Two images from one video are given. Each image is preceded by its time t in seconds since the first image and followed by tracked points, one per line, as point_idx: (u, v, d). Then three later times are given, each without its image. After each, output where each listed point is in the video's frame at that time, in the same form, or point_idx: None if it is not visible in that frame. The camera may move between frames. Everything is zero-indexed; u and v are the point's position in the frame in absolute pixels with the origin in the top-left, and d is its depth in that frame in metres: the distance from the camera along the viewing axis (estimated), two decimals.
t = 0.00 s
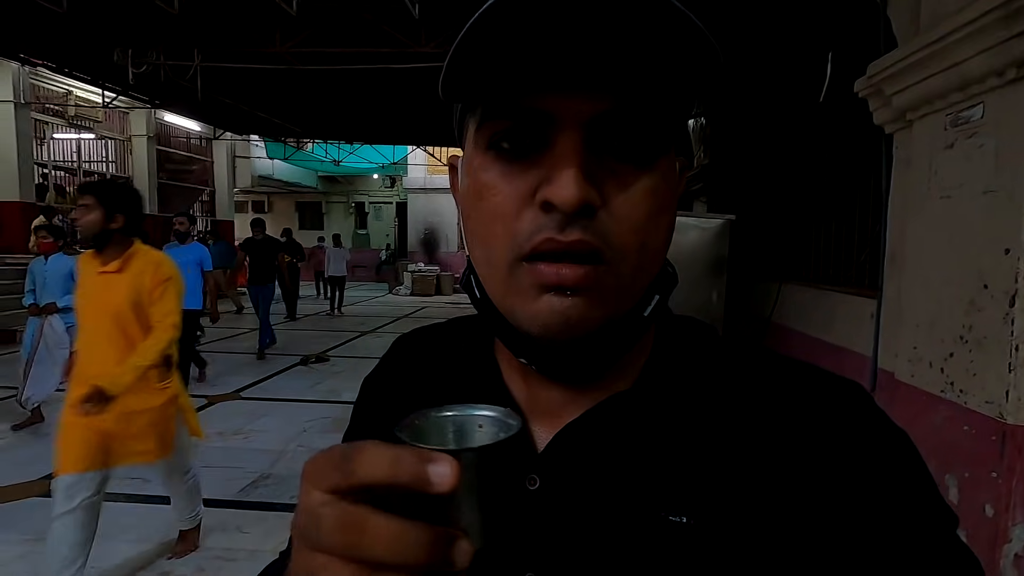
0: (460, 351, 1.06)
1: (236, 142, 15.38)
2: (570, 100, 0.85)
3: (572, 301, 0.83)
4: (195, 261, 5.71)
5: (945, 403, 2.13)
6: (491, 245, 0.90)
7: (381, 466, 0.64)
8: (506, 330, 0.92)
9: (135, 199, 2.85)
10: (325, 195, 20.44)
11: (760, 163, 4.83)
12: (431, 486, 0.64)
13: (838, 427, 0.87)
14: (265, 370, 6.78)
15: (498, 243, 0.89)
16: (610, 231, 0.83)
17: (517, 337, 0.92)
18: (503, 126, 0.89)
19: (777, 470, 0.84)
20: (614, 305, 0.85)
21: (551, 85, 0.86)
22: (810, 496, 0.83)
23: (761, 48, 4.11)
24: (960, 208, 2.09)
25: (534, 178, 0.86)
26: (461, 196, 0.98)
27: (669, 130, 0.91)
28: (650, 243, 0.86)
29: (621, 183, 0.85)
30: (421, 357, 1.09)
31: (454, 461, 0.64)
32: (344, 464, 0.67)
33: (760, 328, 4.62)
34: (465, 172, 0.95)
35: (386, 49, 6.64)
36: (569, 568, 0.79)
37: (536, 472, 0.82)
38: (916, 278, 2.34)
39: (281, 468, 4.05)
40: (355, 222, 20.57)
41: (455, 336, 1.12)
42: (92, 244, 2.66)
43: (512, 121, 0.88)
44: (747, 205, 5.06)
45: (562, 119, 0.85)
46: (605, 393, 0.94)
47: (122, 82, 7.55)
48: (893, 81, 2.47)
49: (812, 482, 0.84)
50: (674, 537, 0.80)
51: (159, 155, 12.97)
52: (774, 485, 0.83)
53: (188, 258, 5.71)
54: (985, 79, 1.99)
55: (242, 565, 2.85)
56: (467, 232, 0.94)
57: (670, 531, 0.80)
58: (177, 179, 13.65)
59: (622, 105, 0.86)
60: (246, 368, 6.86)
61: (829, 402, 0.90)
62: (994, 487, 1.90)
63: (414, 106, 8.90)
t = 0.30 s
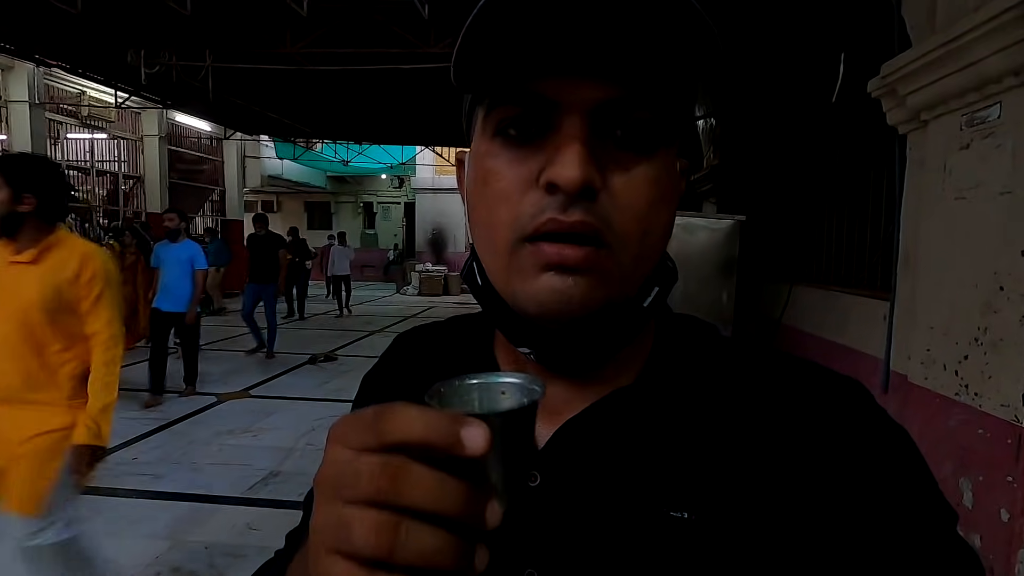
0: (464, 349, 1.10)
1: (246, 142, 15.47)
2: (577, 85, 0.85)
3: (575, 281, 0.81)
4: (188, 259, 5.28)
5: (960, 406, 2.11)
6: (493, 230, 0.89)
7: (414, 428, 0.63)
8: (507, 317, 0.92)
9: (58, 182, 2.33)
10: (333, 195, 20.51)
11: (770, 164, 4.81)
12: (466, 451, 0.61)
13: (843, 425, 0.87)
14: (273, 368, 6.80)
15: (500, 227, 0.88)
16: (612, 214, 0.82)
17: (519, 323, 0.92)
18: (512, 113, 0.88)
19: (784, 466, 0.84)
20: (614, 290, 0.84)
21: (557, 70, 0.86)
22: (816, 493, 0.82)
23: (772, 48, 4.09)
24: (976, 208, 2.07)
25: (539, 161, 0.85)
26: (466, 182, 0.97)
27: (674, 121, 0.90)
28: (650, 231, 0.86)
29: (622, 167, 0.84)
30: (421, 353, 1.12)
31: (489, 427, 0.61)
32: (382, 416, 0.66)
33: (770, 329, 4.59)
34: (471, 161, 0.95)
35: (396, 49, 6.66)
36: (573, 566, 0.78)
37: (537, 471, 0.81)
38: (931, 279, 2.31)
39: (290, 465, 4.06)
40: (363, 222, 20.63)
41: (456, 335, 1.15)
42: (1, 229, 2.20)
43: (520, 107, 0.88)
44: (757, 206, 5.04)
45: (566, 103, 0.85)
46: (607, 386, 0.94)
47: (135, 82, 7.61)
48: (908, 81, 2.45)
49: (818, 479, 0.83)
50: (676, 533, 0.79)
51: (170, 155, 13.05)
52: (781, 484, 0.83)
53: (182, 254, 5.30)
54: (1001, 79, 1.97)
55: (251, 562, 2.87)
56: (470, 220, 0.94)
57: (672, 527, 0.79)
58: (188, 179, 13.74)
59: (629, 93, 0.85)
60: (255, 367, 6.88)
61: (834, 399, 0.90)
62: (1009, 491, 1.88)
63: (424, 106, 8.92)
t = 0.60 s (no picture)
0: (461, 360, 1.12)
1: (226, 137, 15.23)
2: (505, 77, 1.00)
3: (478, 252, 0.96)
4: (141, 259, 5.05)
5: (943, 397, 2.15)
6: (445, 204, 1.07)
7: (433, 450, 0.68)
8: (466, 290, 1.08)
9: None
10: (316, 191, 20.30)
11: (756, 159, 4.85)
12: (491, 468, 0.67)
13: (827, 426, 0.93)
14: (258, 368, 6.73)
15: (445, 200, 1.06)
16: (509, 196, 0.95)
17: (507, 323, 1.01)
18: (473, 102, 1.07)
19: (753, 460, 0.91)
20: (525, 269, 0.95)
21: (493, 64, 1.01)
22: (785, 486, 0.89)
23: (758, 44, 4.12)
24: (958, 204, 2.11)
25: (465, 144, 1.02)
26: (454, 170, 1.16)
27: (603, 111, 0.98)
28: (560, 222, 0.96)
29: (531, 153, 0.97)
30: (415, 354, 1.16)
31: (509, 442, 0.68)
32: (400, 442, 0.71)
33: (756, 324, 4.64)
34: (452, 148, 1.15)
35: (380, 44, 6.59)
36: (582, 566, 0.84)
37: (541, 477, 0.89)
38: (914, 274, 2.36)
39: (278, 465, 4.04)
40: (347, 219, 20.44)
41: (453, 336, 1.19)
42: None
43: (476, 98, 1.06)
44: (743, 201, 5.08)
45: (495, 93, 1.01)
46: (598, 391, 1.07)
47: (111, 77, 7.44)
48: (891, 78, 2.49)
49: (791, 474, 0.90)
50: (680, 539, 0.85)
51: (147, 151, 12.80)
52: (756, 479, 0.89)
53: (132, 254, 5.05)
54: (982, 77, 2.01)
55: (241, 564, 2.84)
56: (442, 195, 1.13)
57: (677, 532, 0.86)
58: (166, 175, 13.49)
59: (549, 82, 0.98)
60: (239, 366, 6.81)
61: (815, 402, 0.97)
62: (990, 479, 1.93)
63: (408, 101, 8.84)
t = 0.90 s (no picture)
0: (457, 359, 1.15)
1: (189, 129, 14.84)
2: (477, 76, 1.02)
3: (465, 254, 0.98)
4: (77, 260, 4.73)
5: (907, 382, 2.25)
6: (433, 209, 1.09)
7: (413, 471, 0.72)
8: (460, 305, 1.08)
9: None
10: (284, 183, 19.93)
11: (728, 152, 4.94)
12: (473, 485, 0.71)
13: (822, 423, 0.99)
14: (230, 365, 6.62)
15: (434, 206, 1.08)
16: (501, 197, 0.98)
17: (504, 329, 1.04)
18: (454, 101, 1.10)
19: (750, 458, 0.97)
20: (514, 269, 0.98)
21: (468, 63, 1.04)
22: (785, 485, 0.96)
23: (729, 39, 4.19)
24: (920, 196, 2.21)
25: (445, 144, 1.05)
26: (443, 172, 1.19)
27: (584, 108, 1.00)
28: (549, 221, 0.98)
29: (515, 147, 1.00)
30: (406, 354, 1.19)
31: (489, 459, 0.72)
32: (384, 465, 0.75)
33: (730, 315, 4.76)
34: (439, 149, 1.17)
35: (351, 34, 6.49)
36: (588, 564, 0.91)
37: (531, 477, 0.96)
38: (880, 263, 2.45)
39: (254, 464, 3.99)
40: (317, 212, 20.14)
41: (445, 334, 1.21)
42: None
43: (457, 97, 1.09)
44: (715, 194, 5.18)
45: (474, 94, 1.03)
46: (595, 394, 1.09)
47: (69, 66, 7.17)
48: (858, 74, 2.57)
49: (792, 471, 0.96)
50: (677, 542, 0.92)
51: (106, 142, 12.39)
52: (754, 479, 0.96)
53: (67, 255, 4.74)
54: (944, 74, 2.10)
55: (221, 564, 2.82)
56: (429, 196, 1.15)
57: (674, 536, 0.92)
58: (127, 168, 13.07)
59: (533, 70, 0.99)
60: (210, 363, 6.70)
61: (807, 400, 1.02)
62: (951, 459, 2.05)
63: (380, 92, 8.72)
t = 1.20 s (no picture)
0: (452, 356, 1.17)
1: (172, 128, 14.70)
2: (504, 78, 0.99)
3: (505, 276, 0.95)
4: (31, 258, 4.38)
5: (883, 378, 2.34)
6: (444, 224, 1.06)
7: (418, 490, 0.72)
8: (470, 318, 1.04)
9: None
10: (268, 184, 19.80)
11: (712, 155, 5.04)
12: (479, 504, 0.71)
13: (815, 418, 0.97)
14: (214, 366, 6.58)
15: (447, 221, 1.05)
16: (539, 212, 0.95)
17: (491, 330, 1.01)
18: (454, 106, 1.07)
19: (744, 457, 0.94)
20: (553, 288, 0.96)
21: (489, 61, 1.00)
22: (783, 488, 0.93)
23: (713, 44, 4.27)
24: (895, 200, 2.29)
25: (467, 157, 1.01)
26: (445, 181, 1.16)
27: (625, 113, 1.01)
28: (595, 231, 0.97)
29: (553, 158, 0.97)
30: (404, 353, 1.21)
31: (497, 478, 0.72)
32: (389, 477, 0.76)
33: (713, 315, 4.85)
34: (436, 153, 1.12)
35: (337, 34, 6.48)
36: (582, 560, 0.89)
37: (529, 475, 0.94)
38: (858, 263, 2.53)
39: (239, 465, 3.98)
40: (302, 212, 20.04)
41: (443, 331, 1.23)
42: None
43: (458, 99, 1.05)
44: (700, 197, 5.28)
45: (495, 95, 1.00)
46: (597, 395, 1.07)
47: (50, 63, 7.10)
48: (836, 80, 2.65)
49: (784, 471, 0.94)
50: (676, 543, 0.89)
51: (87, 140, 12.22)
52: (750, 479, 0.93)
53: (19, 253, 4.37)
54: (917, 81, 2.18)
55: (209, 564, 2.82)
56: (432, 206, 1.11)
57: (672, 536, 0.90)
58: (108, 167, 12.90)
59: (558, 72, 0.98)
60: (195, 365, 6.64)
61: (807, 395, 1.00)
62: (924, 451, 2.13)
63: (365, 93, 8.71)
